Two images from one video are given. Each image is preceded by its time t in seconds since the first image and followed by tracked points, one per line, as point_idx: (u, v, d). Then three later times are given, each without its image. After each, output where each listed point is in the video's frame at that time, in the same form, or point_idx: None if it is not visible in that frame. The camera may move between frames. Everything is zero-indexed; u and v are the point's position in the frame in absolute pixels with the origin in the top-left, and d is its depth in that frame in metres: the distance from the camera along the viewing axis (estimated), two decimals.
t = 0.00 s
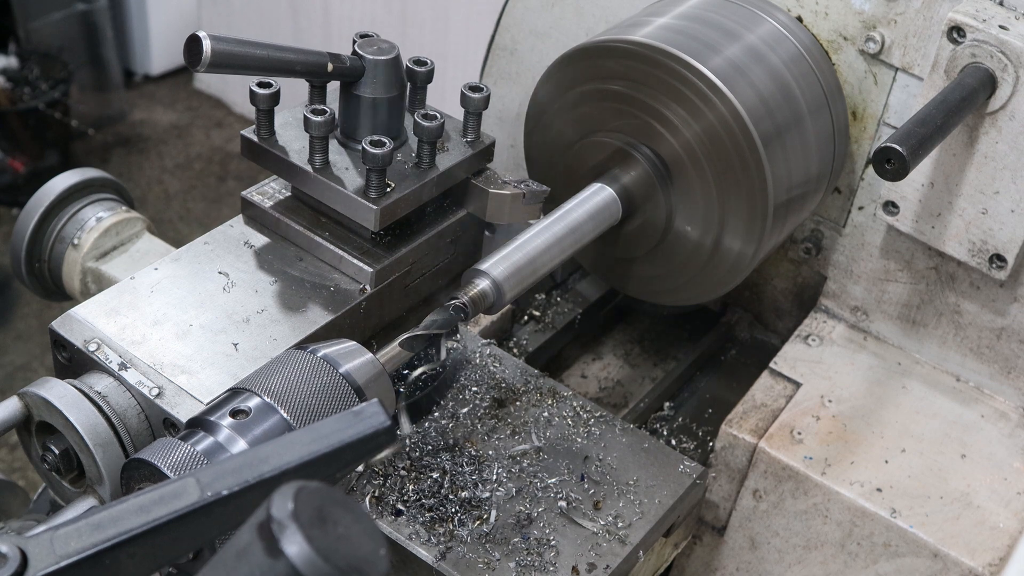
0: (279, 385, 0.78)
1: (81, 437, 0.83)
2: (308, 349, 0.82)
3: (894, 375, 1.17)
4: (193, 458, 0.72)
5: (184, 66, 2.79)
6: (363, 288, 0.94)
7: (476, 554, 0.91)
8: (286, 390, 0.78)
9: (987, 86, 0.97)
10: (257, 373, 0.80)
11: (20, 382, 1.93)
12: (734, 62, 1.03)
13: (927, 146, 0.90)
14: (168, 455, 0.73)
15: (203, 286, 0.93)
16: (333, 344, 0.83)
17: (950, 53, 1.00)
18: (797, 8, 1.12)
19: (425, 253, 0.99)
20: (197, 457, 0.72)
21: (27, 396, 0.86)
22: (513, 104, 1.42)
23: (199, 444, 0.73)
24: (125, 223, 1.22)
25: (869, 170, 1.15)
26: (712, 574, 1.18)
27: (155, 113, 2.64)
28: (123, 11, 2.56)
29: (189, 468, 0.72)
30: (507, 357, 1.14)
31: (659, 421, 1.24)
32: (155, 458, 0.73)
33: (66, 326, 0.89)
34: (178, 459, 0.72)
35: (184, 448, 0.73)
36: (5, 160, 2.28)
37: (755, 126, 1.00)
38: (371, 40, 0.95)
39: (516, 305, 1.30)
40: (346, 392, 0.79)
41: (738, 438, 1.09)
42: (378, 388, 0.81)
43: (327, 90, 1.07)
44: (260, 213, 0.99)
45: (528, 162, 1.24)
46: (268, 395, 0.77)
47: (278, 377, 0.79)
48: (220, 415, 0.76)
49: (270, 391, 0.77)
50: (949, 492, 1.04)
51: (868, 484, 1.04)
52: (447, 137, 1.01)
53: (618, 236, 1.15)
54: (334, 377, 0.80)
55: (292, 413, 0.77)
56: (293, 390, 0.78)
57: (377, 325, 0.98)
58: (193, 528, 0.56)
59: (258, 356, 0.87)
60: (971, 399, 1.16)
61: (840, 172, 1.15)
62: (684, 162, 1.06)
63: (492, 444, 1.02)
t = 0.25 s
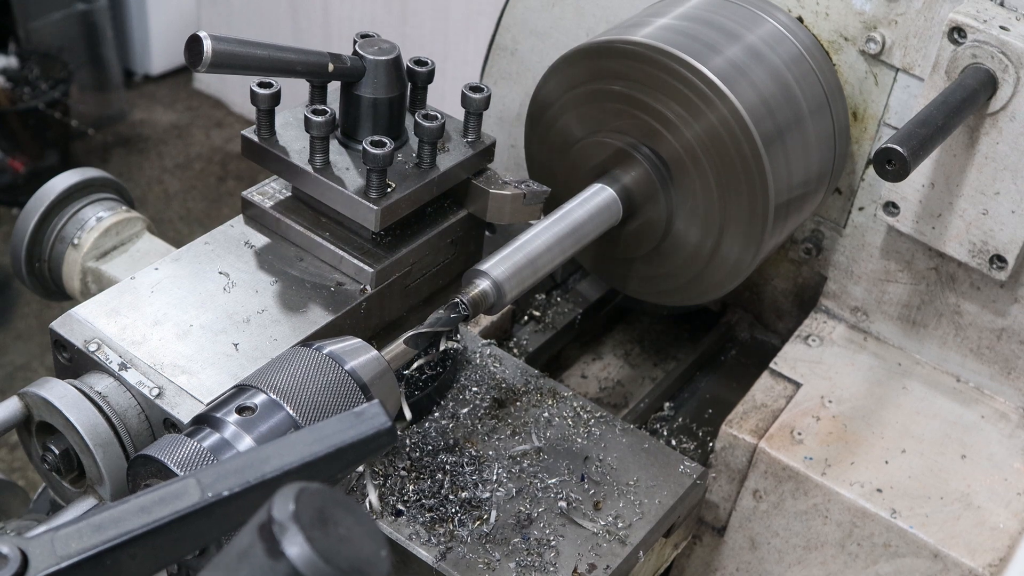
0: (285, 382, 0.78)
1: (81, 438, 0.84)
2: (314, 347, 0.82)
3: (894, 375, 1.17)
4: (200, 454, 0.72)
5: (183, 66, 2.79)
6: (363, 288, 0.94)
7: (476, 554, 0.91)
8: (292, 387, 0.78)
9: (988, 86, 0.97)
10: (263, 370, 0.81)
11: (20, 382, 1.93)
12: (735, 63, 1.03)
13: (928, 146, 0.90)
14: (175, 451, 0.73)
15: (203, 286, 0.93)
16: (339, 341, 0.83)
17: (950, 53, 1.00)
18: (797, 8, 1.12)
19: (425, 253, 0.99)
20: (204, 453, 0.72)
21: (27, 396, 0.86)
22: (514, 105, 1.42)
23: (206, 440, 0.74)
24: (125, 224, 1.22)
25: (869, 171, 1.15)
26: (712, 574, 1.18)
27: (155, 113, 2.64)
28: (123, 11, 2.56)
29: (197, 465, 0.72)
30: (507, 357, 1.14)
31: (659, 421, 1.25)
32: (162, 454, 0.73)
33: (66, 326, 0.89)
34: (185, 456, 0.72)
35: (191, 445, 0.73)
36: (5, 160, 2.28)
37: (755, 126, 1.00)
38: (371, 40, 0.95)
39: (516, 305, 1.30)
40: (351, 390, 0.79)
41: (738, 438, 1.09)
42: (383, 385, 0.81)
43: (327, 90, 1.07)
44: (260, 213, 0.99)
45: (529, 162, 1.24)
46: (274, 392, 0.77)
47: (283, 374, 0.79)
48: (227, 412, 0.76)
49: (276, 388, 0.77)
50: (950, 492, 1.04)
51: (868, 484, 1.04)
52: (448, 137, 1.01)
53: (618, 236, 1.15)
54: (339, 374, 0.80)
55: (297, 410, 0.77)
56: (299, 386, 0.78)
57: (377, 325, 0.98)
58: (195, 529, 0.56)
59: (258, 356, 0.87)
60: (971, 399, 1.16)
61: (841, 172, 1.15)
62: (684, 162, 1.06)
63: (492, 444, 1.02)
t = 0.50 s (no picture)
0: (278, 387, 0.78)
1: (81, 438, 0.84)
2: (307, 351, 0.82)
3: (894, 375, 1.17)
4: (193, 459, 0.72)
5: (184, 66, 2.79)
6: (363, 288, 0.94)
7: (476, 554, 0.91)
8: (286, 391, 0.78)
9: (987, 86, 0.97)
10: (255, 374, 0.80)
11: (20, 382, 1.93)
12: (734, 62, 1.03)
13: (927, 146, 0.90)
14: (168, 457, 0.73)
15: (203, 286, 0.93)
16: (331, 345, 0.83)
17: (950, 53, 1.00)
18: (797, 8, 1.12)
19: (425, 253, 0.99)
20: (196, 458, 0.72)
21: (27, 396, 0.86)
22: (513, 104, 1.42)
23: (198, 445, 0.73)
24: (125, 224, 1.22)
25: (869, 170, 1.15)
26: (712, 574, 1.18)
27: (155, 113, 2.64)
28: (123, 11, 2.56)
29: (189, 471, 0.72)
30: (507, 357, 1.14)
31: (659, 421, 1.24)
32: (154, 459, 0.73)
33: (66, 326, 0.89)
34: (177, 461, 0.72)
35: (183, 450, 0.73)
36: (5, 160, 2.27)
37: (755, 126, 1.00)
38: (370, 40, 0.95)
39: (516, 305, 1.30)
40: (345, 394, 0.79)
41: (738, 438, 1.09)
42: (376, 389, 0.81)
43: (327, 90, 1.07)
44: (260, 213, 0.99)
45: (529, 162, 1.24)
46: (267, 397, 0.77)
47: (277, 378, 0.79)
48: (220, 416, 0.76)
49: (269, 391, 0.77)
50: (949, 492, 1.04)
51: (868, 484, 1.04)
52: (447, 137, 1.01)
53: (618, 236, 1.15)
54: (333, 378, 0.80)
55: (290, 414, 0.77)
56: (293, 391, 0.78)
57: (377, 325, 0.98)
58: (193, 529, 0.56)
59: (258, 356, 0.87)
60: (971, 399, 1.16)
61: (841, 172, 1.15)
62: (684, 162, 1.06)
63: (492, 444, 1.02)
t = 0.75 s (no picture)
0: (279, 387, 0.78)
1: (81, 437, 0.83)
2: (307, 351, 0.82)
3: (894, 375, 1.17)
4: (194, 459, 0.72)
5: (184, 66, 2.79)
6: (363, 288, 0.94)
7: (476, 555, 0.91)
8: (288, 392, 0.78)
9: (987, 86, 0.97)
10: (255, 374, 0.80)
11: (20, 382, 1.93)
12: (734, 62, 1.03)
13: (927, 146, 0.90)
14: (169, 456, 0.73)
15: (203, 286, 0.93)
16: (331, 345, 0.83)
17: (950, 53, 1.00)
18: (797, 8, 1.12)
19: (425, 253, 0.99)
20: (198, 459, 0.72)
21: (27, 396, 0.86)
22: (514, 104, 1.42)
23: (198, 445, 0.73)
24: (125, 224, 1.22)
25: (869, 170, 1.15)
26: (712, 574, 1.18)
27: (155, 113, 2.64)
28: (123, 11, 2.56)
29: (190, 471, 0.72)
30: (507, 357, 1.14)
31: (659, 421, 1.25)
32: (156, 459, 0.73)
33: (66, 326, 0.88)
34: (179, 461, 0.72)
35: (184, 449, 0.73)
36: (5, 160, 2.29)
37: (755, 125, 1.00)
38: (370, 40, 0.95)
39: (516, 305, 1.30)
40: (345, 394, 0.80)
41: (738, 438, 1.09)
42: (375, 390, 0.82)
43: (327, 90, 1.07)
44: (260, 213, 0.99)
45: (528, 162, 1.24)
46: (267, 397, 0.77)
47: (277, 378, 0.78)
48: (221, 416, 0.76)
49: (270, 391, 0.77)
50: (950, 492, 1.04)
51: (868, 484, 1.04)
52: (448, 137, 1.01)
53: (618, 236, 1.15)
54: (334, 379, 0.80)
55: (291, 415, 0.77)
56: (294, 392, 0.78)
57: (377, 325, 0.98)
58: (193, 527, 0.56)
59: (258, 356, 0.87)
60: (971, 399, 1.16)
61: (841, 172, 1.15)
62: (684, 162, 1.06)
63: (492, 444, 1.02)
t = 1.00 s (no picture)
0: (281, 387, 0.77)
1: (81, 437, 0.83)
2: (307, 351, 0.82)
3: (894, 375, 1.17)
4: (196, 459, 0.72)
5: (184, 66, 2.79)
6: (363, 288, 0.94)
7: (476, 554, 0.91)
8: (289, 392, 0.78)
9: (987, 86, 0.97)
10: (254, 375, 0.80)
11: (20, 382, 1.93)
12: (734, 62, 1.03)
13: (927, 146, 0.90)
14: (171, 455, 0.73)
15: (203, 286, 0.93)
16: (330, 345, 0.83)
17: (950, 53, 1.00)
18: (797, 8, 1.12)
19: (425, 253, 0.99)
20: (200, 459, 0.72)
21: (27, 396, 0.86)
22: (514, 104, 1.42)
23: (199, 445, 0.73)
24: (125, 224, 1.22)
25: (869, 170, 1.15)
26: (711, 574, 1.18)
27: (155, 113, 2.64)
28: (123, 11, 2.56)
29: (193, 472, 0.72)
30: (507, 357, 1.14)
31: (659, 421, 1.25)
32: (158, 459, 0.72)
33: (66, 326, 0.88)
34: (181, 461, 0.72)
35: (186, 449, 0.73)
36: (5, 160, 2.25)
37: (755, 126, 1.00)
38: (370, 40, 0.95)
39: (516, 305, 1.30)
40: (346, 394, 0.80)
41: (738, 438, 1.09)
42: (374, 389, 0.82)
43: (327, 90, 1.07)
44: (260, 213, 0.99)
45: (528, 162, 1.24)
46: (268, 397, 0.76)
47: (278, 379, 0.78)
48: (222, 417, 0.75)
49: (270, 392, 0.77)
50: (950, 492, 1.04)
51: (868, 484, 1.04)
52: (448, 137, 1.01)
53: (617, 236, 1.15)
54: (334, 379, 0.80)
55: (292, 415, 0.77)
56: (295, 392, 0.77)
57: (377, 325, 0.98)
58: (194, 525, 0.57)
59: (258, 356, 0.87)
60: (971, 399, 1.16)
61: (841, 172, 1.15)
62: (684, 162, 1.06)
63: (492, 444, 1.02)
